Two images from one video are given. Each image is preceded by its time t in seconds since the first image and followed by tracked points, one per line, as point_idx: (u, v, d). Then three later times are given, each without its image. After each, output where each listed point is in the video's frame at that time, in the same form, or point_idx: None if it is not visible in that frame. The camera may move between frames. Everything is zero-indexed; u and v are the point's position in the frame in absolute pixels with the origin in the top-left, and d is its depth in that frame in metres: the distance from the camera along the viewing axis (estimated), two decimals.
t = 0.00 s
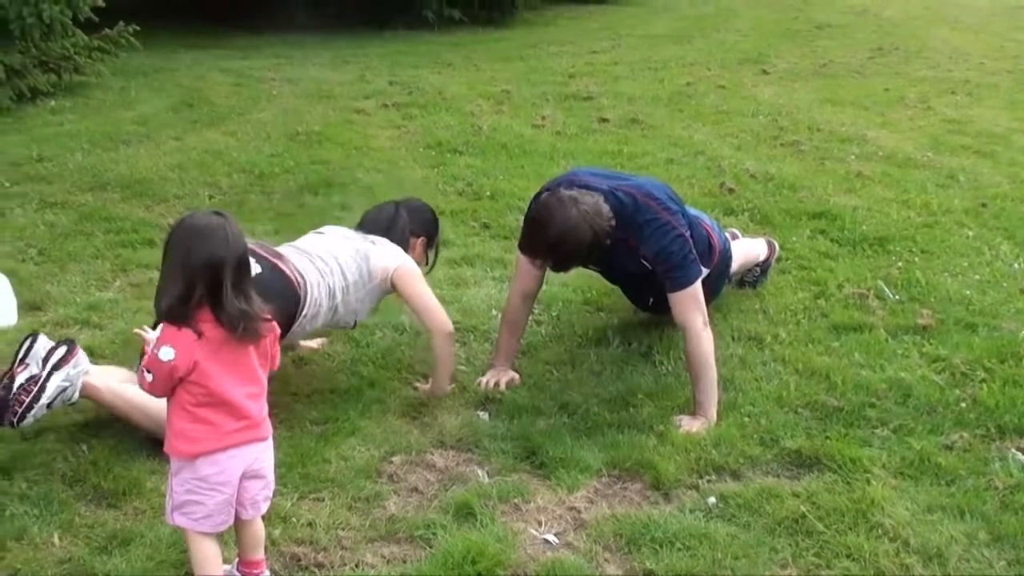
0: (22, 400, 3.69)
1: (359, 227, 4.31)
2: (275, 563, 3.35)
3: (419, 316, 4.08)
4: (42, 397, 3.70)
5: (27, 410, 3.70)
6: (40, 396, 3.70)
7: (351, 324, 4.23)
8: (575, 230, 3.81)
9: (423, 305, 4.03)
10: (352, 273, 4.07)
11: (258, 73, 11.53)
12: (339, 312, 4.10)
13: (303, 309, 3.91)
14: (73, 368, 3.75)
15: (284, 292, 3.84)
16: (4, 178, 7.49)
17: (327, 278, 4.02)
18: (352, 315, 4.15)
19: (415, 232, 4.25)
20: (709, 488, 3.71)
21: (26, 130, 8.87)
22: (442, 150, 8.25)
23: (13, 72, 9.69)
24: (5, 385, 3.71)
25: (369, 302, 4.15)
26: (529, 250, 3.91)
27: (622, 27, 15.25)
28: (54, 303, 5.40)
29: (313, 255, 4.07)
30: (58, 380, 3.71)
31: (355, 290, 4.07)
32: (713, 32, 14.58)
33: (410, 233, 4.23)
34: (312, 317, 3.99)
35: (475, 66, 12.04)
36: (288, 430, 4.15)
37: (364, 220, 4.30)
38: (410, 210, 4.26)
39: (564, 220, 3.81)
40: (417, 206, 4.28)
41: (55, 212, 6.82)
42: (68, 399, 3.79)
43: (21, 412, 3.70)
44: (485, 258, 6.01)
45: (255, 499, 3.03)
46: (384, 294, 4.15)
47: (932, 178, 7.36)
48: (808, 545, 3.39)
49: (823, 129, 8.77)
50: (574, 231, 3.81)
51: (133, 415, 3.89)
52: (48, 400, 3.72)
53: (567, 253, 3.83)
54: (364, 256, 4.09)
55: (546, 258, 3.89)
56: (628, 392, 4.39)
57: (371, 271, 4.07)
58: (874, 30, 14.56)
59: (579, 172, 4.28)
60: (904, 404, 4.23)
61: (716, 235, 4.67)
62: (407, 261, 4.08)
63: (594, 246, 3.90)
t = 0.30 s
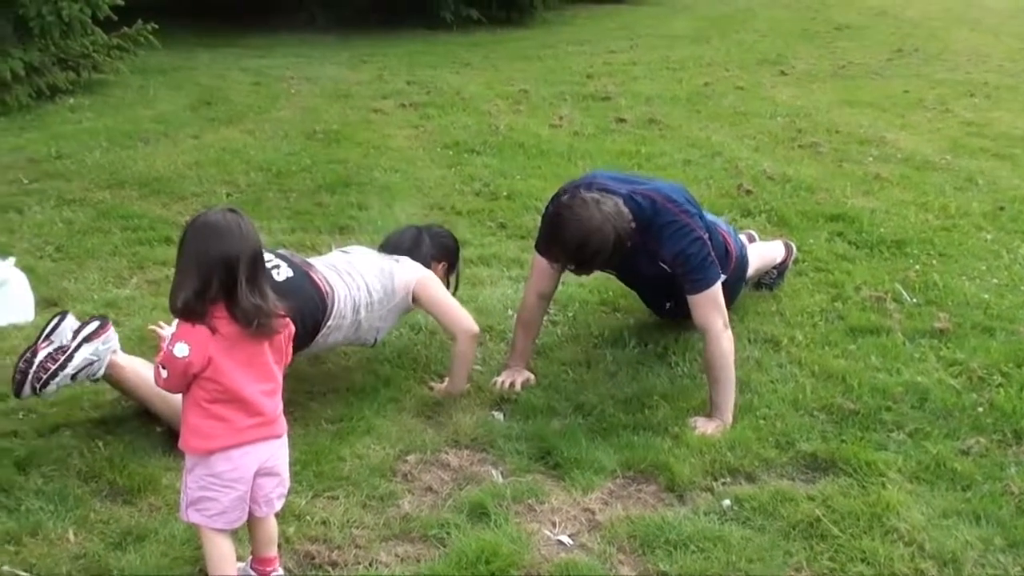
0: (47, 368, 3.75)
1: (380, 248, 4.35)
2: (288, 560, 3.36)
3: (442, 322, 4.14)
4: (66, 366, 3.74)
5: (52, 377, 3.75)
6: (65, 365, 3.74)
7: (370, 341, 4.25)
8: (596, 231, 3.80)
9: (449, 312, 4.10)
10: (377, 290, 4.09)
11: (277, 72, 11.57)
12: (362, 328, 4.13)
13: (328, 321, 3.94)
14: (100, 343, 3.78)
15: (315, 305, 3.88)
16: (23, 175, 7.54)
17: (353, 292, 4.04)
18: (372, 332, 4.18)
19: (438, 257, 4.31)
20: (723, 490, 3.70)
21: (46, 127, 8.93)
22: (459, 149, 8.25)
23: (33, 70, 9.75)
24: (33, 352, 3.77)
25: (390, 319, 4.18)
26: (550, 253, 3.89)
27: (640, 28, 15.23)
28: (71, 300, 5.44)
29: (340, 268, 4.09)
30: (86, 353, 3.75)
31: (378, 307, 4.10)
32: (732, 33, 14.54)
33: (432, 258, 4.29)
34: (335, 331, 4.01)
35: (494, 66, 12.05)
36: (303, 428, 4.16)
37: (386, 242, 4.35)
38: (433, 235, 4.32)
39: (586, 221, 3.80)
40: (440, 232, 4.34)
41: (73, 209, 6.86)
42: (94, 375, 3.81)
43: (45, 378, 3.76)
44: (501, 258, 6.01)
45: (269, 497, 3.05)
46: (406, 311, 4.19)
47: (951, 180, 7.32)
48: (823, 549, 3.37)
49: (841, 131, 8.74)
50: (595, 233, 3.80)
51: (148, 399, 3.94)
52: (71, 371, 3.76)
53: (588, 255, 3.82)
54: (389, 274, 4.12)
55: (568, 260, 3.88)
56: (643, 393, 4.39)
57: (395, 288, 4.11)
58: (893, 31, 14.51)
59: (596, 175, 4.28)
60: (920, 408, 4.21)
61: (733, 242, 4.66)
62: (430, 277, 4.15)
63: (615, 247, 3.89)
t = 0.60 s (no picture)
0: (93, 368, 3.88)
1: (421, 243, 4.40)
2: (328, 557, 3.40)
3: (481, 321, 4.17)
4: (112, 366, 3.87)
5: (97, 377, 3.89)
6: (111, 364, 3.87)
7: (409, 336, 4.28)
8: (636, 249, 3.81)
9: (489, 311, 4.12)
10: (417, 285, 4.13)
11: (323, 71, 11.64)
12: (401, 322, 4.15)
13: (369, 312, 3.97)
14: (144, 343, 3.91)
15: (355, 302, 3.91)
16: (70, 170, 7.66)
17: (393, 286, 4.07)
18: (412, 327, 4.21)
19: (477, 252, 4.33)
20: (766, 495, 3.69)
21: (93, 122, 9.06)
22: (503, 149, 8.27)
23: (81, 65, 9.89)
24: (77, 353, 3.90)
25: (430, 314, 4.21)
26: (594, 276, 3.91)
27: (685, 28, 15.16)
28: (117, 294, 5.52)
29: (381, 263, 4.14)
30: (130, 352, 3.87)
31: (419, 300, 4.14)
32: (778, 34, 14.44)
33: (472, 253, 4.31)
34: (375, 324, 4.04)
35: (538, 65, 12.05)
36: (346, 425, 4.20)
37: (426, 237, 4.39)
38: (473, 230, 4.35)
39: (626, 240, 3.81)
40: (480, 228, 4.37)
41: (119, 204, 6.96)
42: (138, 374, 3.94)
43: (90, 378, 3.89)
44: (544, 258, 6.02)
45: (312, 494, 3.09)
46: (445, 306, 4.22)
47: (1000, 186, 7.23)
48: (866, 557, 3.35)
49: (889, 134, 8.65)
50: (635, 253, 3.80)
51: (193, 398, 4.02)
52: (117, 370, 3.89)
53: (632, 277, 3.83)
54: (429, 269, 4.15)
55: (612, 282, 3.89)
56: (686, 396, 4.38)
57: (435, 282, 4.15)
58: (941, 34, 14.34)
59: (636, 189, 4.29)
60: (966, 416, 4.17)
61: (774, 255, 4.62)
62: (468, 272, 4.19)
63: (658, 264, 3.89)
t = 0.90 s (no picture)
0: (118, 378, 3.93)
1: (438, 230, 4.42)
2: (358, 558, 3.44)
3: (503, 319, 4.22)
4: (137, 375, 3.93)
5: (122, 386, 3.94)
6: (135, 373, 3.92)
7: (429, 326, 4.29)
8: (658, 272, 3.83)
9: (509, 310, 4.17)
10: (435, 274, 4.15)
11: (353, 72, 11.73)
12: (421, 311, 4.17)
13: (388, 303, 3.98)
14: (167, 349, 3.96)
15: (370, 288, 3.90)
16: (101, 172, 7.78)
17: (411, 276, 4.09)
18: (432, 316, 4.22)
19: (496, 237, 4.38)
20: (794, 495, 3.70)
21: (125, 125, 9.18)
22: (533, 150, 8.30)
23: (113, 68, 10.02)
24: (101, 368, 3.95)
25: (449, 303, 4.23)
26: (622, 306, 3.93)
27: (715, 29, 15.13)
28: (147, 296, 5.60)
29: (398, 253, 4.16)
30: (155, 359, 3.93)
31: (438, 289, 4.16)
32: (809, 35, 14.39)
33: (492, 238, 4.36)
34: (394, 314, 4.06)
35: (568, 66, 12.07)
36: (375, 426, 4.25)
37: (445, 224, 4.42)
38: (492, 216, 4.39)
39: (646, 264, 3.85)
40: (499, 214, 4.41)
41: (149, 205, 7.06)
42: (163, 380, 3.99)
43: (117, 387, 3.94)
44: (574, 259, 6.05)
45: (342, 495, 3.13)
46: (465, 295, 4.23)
47: None
48: (894, 556, 3.35)
49: (919, 135, 8.61)
50: (658, 276, 3.83)
51: (221, 403, 4.04)
52: (142, 378, 3.94)
53: (661, 295, 3.84)
54: (448, 260, 4.18)
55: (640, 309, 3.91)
56: (715, 396, 4.40)
57: (454, 272, 4.17)
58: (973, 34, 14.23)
59: (661, 211, 4.34)
60: (995, 416, 4.16)
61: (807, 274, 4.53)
62: (489, 265, 4.22)
63: (683, 285, 3.90)
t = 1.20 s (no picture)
0: (121, 388, 3.96)
1: (430, 214, 4.35)
2: (369, 558, 3.46)
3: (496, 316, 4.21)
4: (139, 384, 3.95)
5: (126, 396, 3.96)
6: (137, 382, 3.94)
7: (424, 313, 4.25)
8: (662, 311, 3.81)
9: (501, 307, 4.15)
10: (428, 262, 4.08)
11: (366, 72, 11.77)
12: (414, 299, 4.11)
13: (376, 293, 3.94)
14: (168, 358, 3.98)
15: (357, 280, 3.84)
16: (113, 172, 7.83)
17: (402, 264, 4.03)
18: (425, 303, 4.16)
19: (489, 218, 4.29)
20: (805, 495, 3.71)
21: (137, 124, 9.24)
22: (545, 150, 8.33)
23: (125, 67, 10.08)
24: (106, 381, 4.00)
25: (444, 290, 4.16)
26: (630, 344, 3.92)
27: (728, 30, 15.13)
28: (158, 296, 5.64)
29: (388, 240, 4.10)
30: (157, 368, 3.95)
31: (431, 278, 4.09)
32: (821, 36, 14.38)
33: (483, 219, 4.28)
34: (385, 303, 4.02)
35: (580, 67, 12.09)
36: (386, 426, 4.27)
37: (436, 207, 4.35)
38: (483, 198, 4.31)
39: (650, 303, 3.82)
40: (490, 194, 4.32)
41: (161, 205, 7.10)
42: (166, 390, 4.01)
43: (120, 398, 3.97)
44: (585, 259, 6.07)
45: (356, 496, 3.16)
46: (459, 283, 4.17)
47: None
48: (904, 556, 3.36)
49: (931, 136, 8.60)
50: (662, 314, 3.80)
51: (227, 408, 4.06)
52: (144, 388, 3.96)
53: (665, 335, 3.82)
54: (442, 247, 4.11)
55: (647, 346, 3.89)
56: (726, 397, 4.41)
57: (448, 261, 4.10)
58: (986, 36, 14.20)
59: (665, 236, 4.30)
60: (1006, 417, 4.16)
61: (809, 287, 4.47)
62: (484, 256, 4.13)
63: (688, 319, 3.87)
